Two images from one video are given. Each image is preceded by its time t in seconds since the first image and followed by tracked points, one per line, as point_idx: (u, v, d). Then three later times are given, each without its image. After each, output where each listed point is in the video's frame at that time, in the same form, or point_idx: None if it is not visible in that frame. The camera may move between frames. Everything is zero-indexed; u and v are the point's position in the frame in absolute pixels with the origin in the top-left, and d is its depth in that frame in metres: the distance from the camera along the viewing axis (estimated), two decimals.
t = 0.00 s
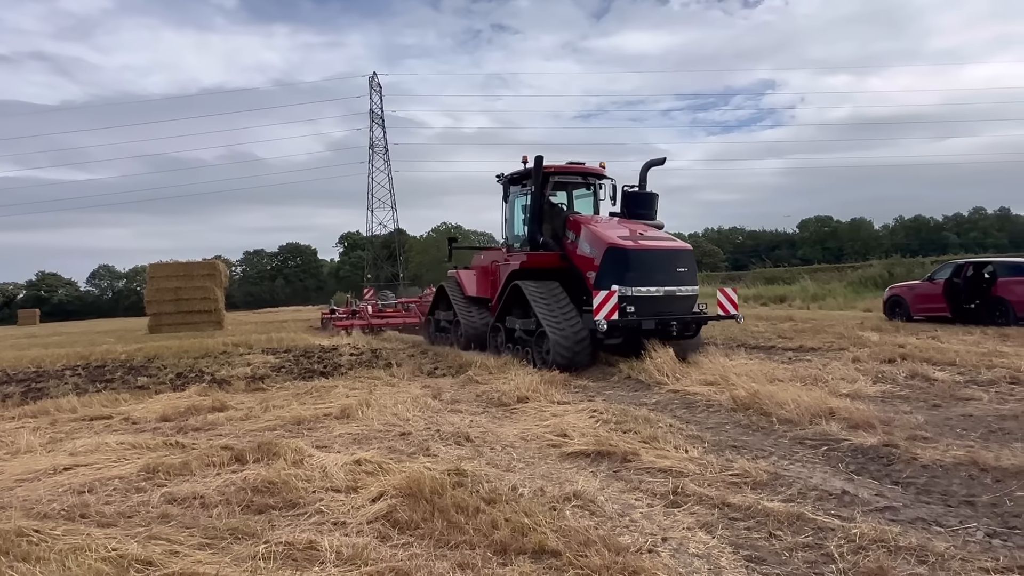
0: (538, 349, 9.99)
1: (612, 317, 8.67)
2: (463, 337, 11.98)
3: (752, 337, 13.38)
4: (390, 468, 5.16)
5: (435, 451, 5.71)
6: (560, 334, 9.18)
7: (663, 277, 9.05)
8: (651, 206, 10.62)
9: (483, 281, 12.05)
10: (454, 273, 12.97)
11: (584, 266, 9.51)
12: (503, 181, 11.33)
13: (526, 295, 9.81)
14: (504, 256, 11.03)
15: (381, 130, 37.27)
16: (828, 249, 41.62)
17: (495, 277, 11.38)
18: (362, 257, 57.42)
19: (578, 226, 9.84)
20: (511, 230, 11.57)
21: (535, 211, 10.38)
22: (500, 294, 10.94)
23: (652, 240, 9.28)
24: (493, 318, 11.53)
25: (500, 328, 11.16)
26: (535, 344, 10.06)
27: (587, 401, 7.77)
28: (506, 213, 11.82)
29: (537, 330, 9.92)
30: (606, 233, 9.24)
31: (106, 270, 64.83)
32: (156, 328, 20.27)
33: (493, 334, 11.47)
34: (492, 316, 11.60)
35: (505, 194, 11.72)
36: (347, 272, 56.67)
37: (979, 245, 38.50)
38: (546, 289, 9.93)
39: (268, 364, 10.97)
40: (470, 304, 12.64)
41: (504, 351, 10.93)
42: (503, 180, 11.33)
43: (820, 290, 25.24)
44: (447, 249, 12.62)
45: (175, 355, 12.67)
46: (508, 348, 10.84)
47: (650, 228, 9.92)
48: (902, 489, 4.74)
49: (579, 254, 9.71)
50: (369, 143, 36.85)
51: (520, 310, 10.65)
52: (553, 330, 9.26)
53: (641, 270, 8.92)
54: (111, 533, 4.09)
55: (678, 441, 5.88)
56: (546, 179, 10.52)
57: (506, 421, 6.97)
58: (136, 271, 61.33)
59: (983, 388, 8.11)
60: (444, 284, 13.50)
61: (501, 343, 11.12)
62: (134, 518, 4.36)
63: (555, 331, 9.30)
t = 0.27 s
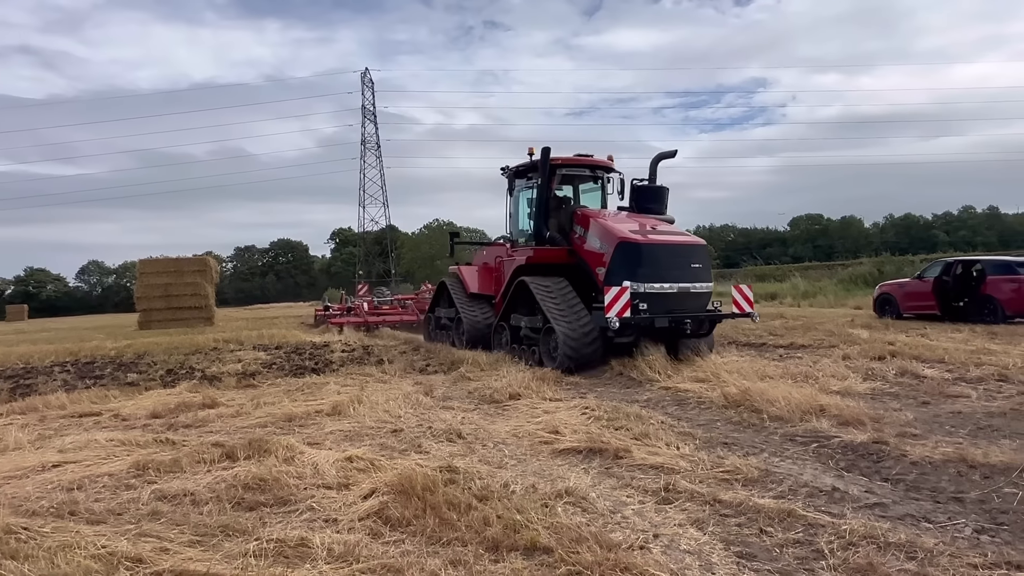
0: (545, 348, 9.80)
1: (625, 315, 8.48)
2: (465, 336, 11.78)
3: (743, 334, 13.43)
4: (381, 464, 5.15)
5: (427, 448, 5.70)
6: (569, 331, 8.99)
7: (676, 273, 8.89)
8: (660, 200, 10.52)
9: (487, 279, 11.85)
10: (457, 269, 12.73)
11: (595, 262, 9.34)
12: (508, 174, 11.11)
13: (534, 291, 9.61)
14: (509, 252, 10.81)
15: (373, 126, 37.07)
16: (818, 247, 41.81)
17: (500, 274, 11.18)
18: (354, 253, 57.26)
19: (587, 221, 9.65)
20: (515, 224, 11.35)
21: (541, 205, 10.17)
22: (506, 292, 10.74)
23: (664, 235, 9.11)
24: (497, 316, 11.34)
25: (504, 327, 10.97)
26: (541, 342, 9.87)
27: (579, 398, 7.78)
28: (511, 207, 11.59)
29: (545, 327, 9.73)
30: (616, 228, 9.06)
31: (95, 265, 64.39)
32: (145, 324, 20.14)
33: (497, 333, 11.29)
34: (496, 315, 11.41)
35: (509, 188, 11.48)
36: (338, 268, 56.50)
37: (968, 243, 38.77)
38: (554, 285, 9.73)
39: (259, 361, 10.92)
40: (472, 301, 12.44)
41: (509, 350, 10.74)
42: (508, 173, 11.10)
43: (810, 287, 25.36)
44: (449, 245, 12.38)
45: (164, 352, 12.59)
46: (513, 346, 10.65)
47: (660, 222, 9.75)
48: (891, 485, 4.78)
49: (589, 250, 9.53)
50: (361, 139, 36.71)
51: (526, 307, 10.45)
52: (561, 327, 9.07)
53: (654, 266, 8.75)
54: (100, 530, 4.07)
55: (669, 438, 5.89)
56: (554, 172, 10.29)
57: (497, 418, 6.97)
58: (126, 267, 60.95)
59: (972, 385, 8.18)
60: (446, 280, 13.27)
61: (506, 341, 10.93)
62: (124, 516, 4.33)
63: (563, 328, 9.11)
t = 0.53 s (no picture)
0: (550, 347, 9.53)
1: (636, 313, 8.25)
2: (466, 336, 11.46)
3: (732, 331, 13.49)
4: (371, 462, 5.14)
5: (416, 446, 5.70)
6: (576, 330, 8.72)
7: (688, 269, 8.64)
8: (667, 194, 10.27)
9: (488, 276, 11.51)
10: (456, 266, 12.38)
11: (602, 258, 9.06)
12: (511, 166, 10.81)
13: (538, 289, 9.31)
14: (512, 249, 10.52)
15: (363, 122, 36.86)
16: (806, 246, 42.07)
17: (501, 271, 10.90)
18: (343, 250, 57.06)
19: (593, 215, 9.37)
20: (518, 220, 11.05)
21: (545, 198, 9.84)
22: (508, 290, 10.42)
23: (674, 229, 8.86)
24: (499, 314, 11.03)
25: (507, 325, 10.67)
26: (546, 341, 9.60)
27: (569, 395, 7.79)
28: (513, 201, 11.29)
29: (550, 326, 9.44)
30: (624, 222, 8.80)
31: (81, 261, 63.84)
32: (133, 320, 19.99)
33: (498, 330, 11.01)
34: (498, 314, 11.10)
35: (511, 182, 11.16)
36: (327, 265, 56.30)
37: (954, 242, 39.12)
38: (559, 282, 9.44)
39: (247, 358, 10.86)
40: (471, 298, 12.17)
41: (511, 349, 10.45)
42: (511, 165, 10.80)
43: (798, 286, 25.52)
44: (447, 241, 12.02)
45: (152, 349, 12.49)
46: (515, 346, 10.37)
47: (669, 216, 9.50)
48: (878, 482, 4.82)
49: (595, 245, 9.25)
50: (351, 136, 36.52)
51: (530, 305, 10.16)
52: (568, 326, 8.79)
53: (665, 262, 8.51)
54: (87, 528, 4.03)
55: (658, 435, 5.91)
56: (558, 165, 9.98)
57: (487, 415, 6.97)
58: (113, 263, 60.49)
59: (957, 383, 8.26)
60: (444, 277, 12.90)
61: (508, 340, 10.64)
62: (110, 513, 4.30)
63: (570, 326, 8.83)
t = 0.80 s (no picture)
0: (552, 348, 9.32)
1: (642, 310, 8.11)
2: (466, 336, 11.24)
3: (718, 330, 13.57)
4: (358, 460, 5.13)
5: (403, 443, 5.69)
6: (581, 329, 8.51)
7: (696, 266, 8.52)
8: (675, 188, 10.24)
9: (489, 274, 11.30)
10: (455, 264, 12.17)
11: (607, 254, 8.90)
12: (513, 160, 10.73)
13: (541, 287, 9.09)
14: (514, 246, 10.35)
15: (351, 119, 36.55)
16: (792, 245, 42.38)
17: (501, 268, 10.68)
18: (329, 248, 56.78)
19: (598, 210, 9.19)
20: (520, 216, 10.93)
21: (548, 192, 9.73)
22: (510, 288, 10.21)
23: (681, 224, 8.74)
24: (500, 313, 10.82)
25: (507, 325, 10.44)
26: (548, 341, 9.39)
27: (556, 393, 7.81)
28: (515, 199, 11.17)
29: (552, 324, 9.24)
30: (630, 218, 8.66)
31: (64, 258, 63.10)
32: (117, 317, 19.79)
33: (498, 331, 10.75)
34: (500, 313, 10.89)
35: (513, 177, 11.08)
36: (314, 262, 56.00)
37: (937, 242, 39.56)
38: (563, 280, 9.23)
39: (233, 355, 10.78)
40: (470, 297, 11.93)
41: (512, 350, 10.24)
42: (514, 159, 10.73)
43: (784, 285, 25.70)
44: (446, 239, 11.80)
45: (136, 346, 12.37)
46: (516, 346, 10.16)
47: (675, 211, 9.37)
48: (861, 479, 4.87)
49: (600, 241, 9.08)
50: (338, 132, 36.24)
51: (531, 304, 9.94)
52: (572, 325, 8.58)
53: (671, 259, 8.38)
54: (70, 527, 3.99)
55: (645, 433, 5.94)
56: (562, 159, 9.89)
57: (474, 413, 6.98)
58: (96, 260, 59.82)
59: (939, 382, 8.36)
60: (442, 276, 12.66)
61: (508, 340, 10.42)
62: (94, 512, 4.26)
63: (574, 326, 8.62)
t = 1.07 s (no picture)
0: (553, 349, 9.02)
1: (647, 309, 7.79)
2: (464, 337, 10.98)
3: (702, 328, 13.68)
4: (344, 458, 5.12)
5: (390, 441, 5.69)
6: (583, 331, 8.19)
7: (705, 262, 8.20)
8: (681, 184, 9.93)
9: (489, 273, 11.02)
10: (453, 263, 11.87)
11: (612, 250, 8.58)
12: (513, 155, 10.45)
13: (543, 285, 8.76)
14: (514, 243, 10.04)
15: (336, 116, 36.31)
16: (774, 245, 42.76)
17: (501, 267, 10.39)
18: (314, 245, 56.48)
19: (602, 205, 8.89)
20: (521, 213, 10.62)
21: (550, 187, 9.38)
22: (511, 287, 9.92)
23: (689, 220, 8.43)
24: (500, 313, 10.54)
25: (506, 325, 10.14)
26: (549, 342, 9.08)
27: (542, 392, 7.84)
28: (516, 195, 10.86)
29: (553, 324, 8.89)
30: (636, 212, 8.36)
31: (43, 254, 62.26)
32: (98, 315, 19.58)
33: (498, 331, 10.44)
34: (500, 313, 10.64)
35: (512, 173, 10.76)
36: (297, 260, 55.67)
37: (917, 243, 40.09)
38: (566, 278, 8.89)
39: (216, 353, 10.71)
40: (469, 296, 11.64)
41: (511, 350, 9.95)
42: (514, 154, 10.43)
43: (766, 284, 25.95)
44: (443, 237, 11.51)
45: (117, 344, 12.25)
46: (515, 346, 9.87)
47: (682, 208, 9.06)
48: (842, 476, 4.95)
49: (604, 237, 8.77)
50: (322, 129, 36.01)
51: (532, 303, 9.61)
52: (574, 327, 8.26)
53: (679, 255, 8.08)
54: (53, 526, 3.96)
55: (630, 430, 5.98)
56: (564, 152, 9.56)
57: (460, 411, 6.99)
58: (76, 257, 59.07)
59: (918, 380, 8.49)
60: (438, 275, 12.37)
61: (508, 340, 10.12)
62: (77, 511, 4.23)
63: (575, 326, 8.29)
